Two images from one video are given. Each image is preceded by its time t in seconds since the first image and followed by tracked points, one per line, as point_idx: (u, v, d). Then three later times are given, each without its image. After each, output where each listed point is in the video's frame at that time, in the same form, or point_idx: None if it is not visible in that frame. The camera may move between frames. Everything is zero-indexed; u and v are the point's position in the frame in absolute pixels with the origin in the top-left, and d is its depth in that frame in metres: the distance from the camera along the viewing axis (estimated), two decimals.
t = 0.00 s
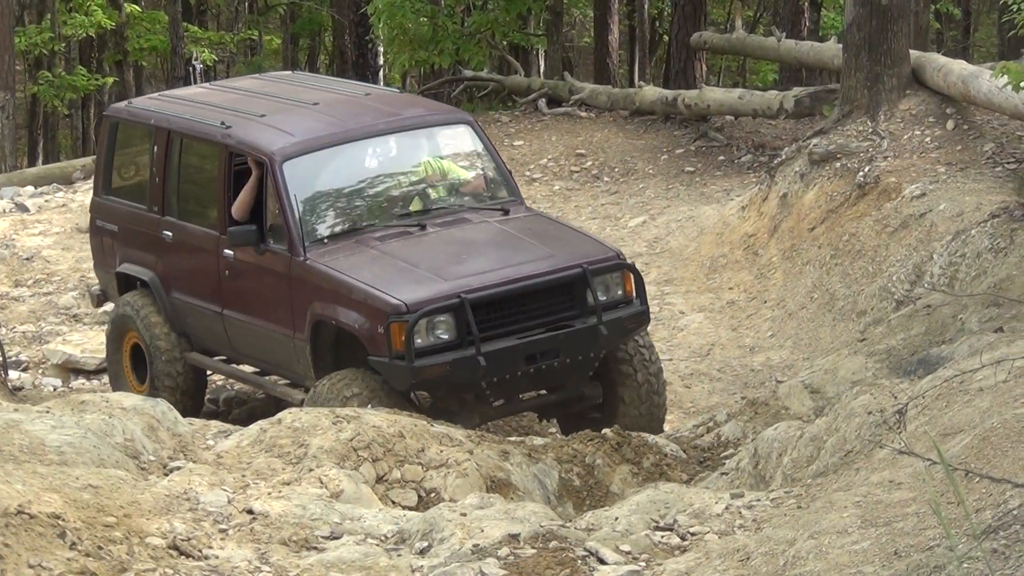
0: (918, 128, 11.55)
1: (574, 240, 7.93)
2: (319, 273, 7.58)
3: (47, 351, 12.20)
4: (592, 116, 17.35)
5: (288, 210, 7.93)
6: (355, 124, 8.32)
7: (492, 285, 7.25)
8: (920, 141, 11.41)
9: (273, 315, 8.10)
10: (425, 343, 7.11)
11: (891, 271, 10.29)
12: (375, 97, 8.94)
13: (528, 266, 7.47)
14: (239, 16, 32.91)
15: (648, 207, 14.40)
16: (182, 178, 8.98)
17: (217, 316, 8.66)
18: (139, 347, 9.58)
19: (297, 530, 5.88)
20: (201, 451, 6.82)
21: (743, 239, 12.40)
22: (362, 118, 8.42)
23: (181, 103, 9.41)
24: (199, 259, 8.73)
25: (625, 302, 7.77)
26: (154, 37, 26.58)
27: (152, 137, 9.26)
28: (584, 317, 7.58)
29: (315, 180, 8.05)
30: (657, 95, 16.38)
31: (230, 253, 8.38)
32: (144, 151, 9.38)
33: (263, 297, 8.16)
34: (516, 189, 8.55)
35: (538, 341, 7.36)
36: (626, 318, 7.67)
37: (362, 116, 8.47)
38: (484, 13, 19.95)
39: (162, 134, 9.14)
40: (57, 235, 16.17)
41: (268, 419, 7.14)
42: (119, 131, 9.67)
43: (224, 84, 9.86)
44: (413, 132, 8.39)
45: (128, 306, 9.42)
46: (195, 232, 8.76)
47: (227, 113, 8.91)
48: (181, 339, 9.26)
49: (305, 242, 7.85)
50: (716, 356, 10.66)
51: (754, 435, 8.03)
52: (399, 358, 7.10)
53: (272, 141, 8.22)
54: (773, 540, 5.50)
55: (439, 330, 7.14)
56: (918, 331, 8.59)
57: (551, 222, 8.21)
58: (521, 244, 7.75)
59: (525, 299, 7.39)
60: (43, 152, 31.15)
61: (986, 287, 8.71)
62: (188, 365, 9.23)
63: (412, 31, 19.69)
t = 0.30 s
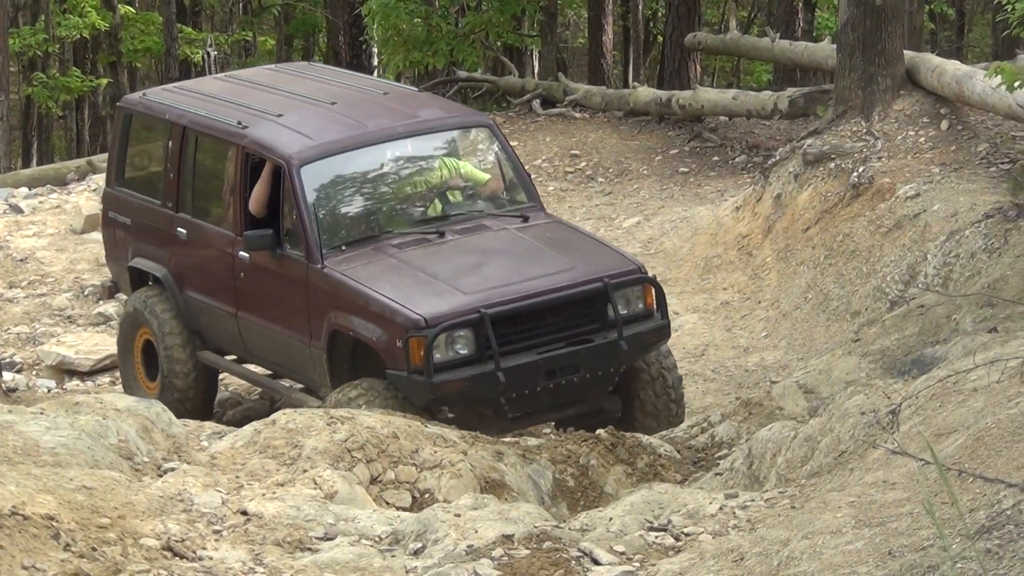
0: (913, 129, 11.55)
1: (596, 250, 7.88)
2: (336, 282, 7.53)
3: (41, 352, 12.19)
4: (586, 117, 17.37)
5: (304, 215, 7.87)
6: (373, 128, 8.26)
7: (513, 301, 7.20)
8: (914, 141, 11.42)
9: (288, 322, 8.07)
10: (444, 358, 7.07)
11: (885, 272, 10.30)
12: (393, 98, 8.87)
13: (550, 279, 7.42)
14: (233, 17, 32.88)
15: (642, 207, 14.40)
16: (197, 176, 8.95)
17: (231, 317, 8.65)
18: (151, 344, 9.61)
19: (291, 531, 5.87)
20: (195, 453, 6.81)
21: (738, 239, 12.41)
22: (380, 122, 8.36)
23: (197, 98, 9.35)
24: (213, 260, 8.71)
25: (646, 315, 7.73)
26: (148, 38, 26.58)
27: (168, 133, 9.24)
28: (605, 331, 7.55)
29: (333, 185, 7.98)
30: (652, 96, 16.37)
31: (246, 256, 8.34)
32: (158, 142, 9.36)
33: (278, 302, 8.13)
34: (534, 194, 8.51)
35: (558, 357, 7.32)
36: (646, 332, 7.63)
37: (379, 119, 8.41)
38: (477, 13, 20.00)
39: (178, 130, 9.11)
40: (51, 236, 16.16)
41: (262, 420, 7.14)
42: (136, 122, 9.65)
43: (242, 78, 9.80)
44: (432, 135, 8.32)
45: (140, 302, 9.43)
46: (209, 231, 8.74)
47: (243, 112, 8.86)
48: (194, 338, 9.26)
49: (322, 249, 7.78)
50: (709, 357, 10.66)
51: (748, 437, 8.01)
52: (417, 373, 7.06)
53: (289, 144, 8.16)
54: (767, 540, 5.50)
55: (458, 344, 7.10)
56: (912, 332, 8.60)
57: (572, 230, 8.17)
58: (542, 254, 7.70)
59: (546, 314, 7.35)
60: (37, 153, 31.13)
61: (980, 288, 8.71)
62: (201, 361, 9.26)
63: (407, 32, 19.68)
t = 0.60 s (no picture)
0: (902, 130, 11.56)
1: (616, 256, 7.87)
2: (353, 282, 7.52)
3: (30, 354, 12.15)
4: (575, 118, 17.37)
5: (321, 214, 7.85)
6: (390, 129, 8.24)
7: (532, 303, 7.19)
8: (903, 142, 11.43)
9: (302, 323, 8.04)
10: (461, 358, 7.06)
11: (874, 272, 10.31)
12: (409, 102, 8.86)
13: (569, 282, 7.41)
14: (222, 18, 32.83)
15: (631, 208, 14.39)
16: (210, 176, 8.92)
17: (242, 319, 8.61)
18: (155, 347, 9.59)
19: (280, 533, 5.84)
20: (185, 454, 6.79)
21: (727, 240, 12.41)
22: (397, 123, 8.34)
23: (212, 99, 9.34)
24: (224, 260, 8.68)
25: (665, 321, 7.72)
26: (137, 40, 26.52)
27: (182, 132, 9.22)
28: (624, 336, 7.53)
29: (349, 185, 7.94)
30: (641, 97, 16.35)
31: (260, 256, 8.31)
32: (171, 142, 9.34)
33: (291, 303, 8.10)
34: (552, 200, 8.50)
35: (576, 360, 7.30)
36: (665, 338, 7.63)
37: (396, 120, 8.39)
38: (467, 14, 20.05)
39: (192, 129, 9.10)
40: (40, 238, 16.12)
41: (251, 422, 7.12)
42: (148, 122, 9.64)
43: (258, 81, 9.79)
44: (450, 137, 8.31)
45: (147, 304, 9.41)
46: (221, 231, 8.71)
47: (260, 112, 8.84)
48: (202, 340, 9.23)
49: (340, 249, 7.77)
50: (699, 357, 10.66)
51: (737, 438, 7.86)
52: (434, 372, 7.04)
53: (306, 144, 8.13)
54: (756, 541, 5.49)
55: (476, 345, 7.08)
56: (902, 333, 8.60)
57: (590, 236, 8.16)
58: (561, 258, 7.70)
59: (564, 318, 7.35)
60: (26, 155, 31.07)
61: (969, 288, 8.71)
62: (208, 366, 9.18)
63: (396, 34, 19.60)
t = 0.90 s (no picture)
0: (893, 131, 11.58)
1: (622, 254, 7.88)
2: (358, 286, 7.50)
3: (21, 356, 12.12)
4: (566, 119, 17.37)
5: (325, 218, 7.83)
6: (392, 129, 8.23)
7: (541, 305, 7.17)
8: (894, 143, 11.45)
9: (306, 327, 8.03)
10: (470, 362, 7.04)
11: (865, 273, 10.33)
12: (409, 100, 8.85)
13: (578, 283, 7.40)
14: (213, 20, 32.80)
15: (622, 209, 14.40)
16: (207, 177, 8.89)
17: (244, 323, 8.60)
18: (155, 355, 9.56)
19: (272, 534, 5.83)
20: (177, 455, 6.78)
21: (718, 240, 12.43)
22: (398, 122, 8.33)
23: (208, 99, 9.32)
24: (225, 264, 8.65)
25: (673, 320, 7.72)
26: (128, 42, 26.48)
27: (178, 132, 9.19)
28: (633, 336, 7.53)
29: (352, 187, 7.93)
30: (632, 97, 16.35)
31: (262, 259, 8.29)
32: (167, 143, 9.31)
33: (295, 306, 8.08)
34: (556, 198, 8.51)
35: (586, 362, 7.29)
36: (673, 337, 7.62)
37: (397, 120, 8.38)
38: (457, 15, 19.97)
39: (189, 131, 9.08)
40: (31, 239, 16.10)
41: (243, 423, 7.12)
42: (145, 123, 9.60)
43: (254, 79, 9.77)
44: (451, 136, 8.30)
45: (147, 309, 9.39)
46: (221, 234, 8.68)
47: (259, 113, 8.82)
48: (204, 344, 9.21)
49: (343, 252, 7.76)
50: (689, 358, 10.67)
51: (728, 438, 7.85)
52: (444, 377, 7.03)
53: (307, 145, 8.12)
54: (748, 541, 5.50)
55: (485, 348, 7.07)
56: (893, 334, 8.61)
57: (594, 235, 8.17)
58: (567, 258, 7.69)
59: (573, 318, 7.33)
60: (17, 157, 31.02)
61: (960, 288, 8.72)
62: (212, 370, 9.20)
63: (386, 35, 19.57)
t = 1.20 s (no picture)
0: (885, 127, 11.58)
1: (608, 238, 7.87)
2: (345, 284, 7.48)
3: (12, 352, 12.10)
4: (559, 116, 17.37)
5: (309, 219, 7.80)
6: (373, 124, 8.21)
7: (529, 293, 7.16)
8: (886, 140, 11.45)
9: (298, 329, 8.02)
10: (461, 356, 7.02)
11: (857, 270, 10.34)
12: (391, 93, 8.84)
13: (565, 269, 7.39)
14: (206, 16, 32.73)
15: (615, 206, 14.40)
16: (194, 183, 8.87)
17: (237, 326, 8.60)
18: (153, 358, 9.60)
19: (264, 530, 5.82)
20: (167, 452, 6.76)
21: (710, 237, 12.43)
22: (380, 117, 8.32)
23: (188, 104, 9.29)
24: (215, 268, 8.64)
25: (663, 302, 7.71)
26: (120, 38, 26.42)
27: (161, 139, 9.16)
28: (624, 321, 7.52)
29: (336, 186, 7.91)
30: (624, 94, 16.35)
31: (250, 262, 8.27)
32: (152, 150, 9.29)
33: (286, 308, 8.07)
34: (542, 185, 8.50)
35: (577, 349, 7.28)
36: (664, 319, 7.61)
37: (379, 115, 8.36)
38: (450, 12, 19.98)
39: (172, 137, 9.05)
40: (23, 235, 16.06)
41: (233, 420, 7.11)
42: (129, 131, 9.56)
43: (232, 81, 9.75)
44: (433, 128, 8.29)
45: (143, 312, 9.39)
46: (209, 238, 8.67)
47: (240, 115, 8.79)
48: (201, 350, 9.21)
49: (330, 252, 7.73)
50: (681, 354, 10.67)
51: (719, 434, 7.87)
52: (435, 372, 7.01)
53: (289, 146, 8.09)
54: (740, 538, 5.49)
55: (474, 341, 7.05)
56: (884, 331, 8.62)
57: (582, 220, 8.16)
58: (555, 245, 7.68)
59: (562, 305, 7.32)
60: (8, 152, 30.94)
61: (952, 285, 8.73)
62: (209, 374, 9.22)
63: (379, 31, 19.54)
